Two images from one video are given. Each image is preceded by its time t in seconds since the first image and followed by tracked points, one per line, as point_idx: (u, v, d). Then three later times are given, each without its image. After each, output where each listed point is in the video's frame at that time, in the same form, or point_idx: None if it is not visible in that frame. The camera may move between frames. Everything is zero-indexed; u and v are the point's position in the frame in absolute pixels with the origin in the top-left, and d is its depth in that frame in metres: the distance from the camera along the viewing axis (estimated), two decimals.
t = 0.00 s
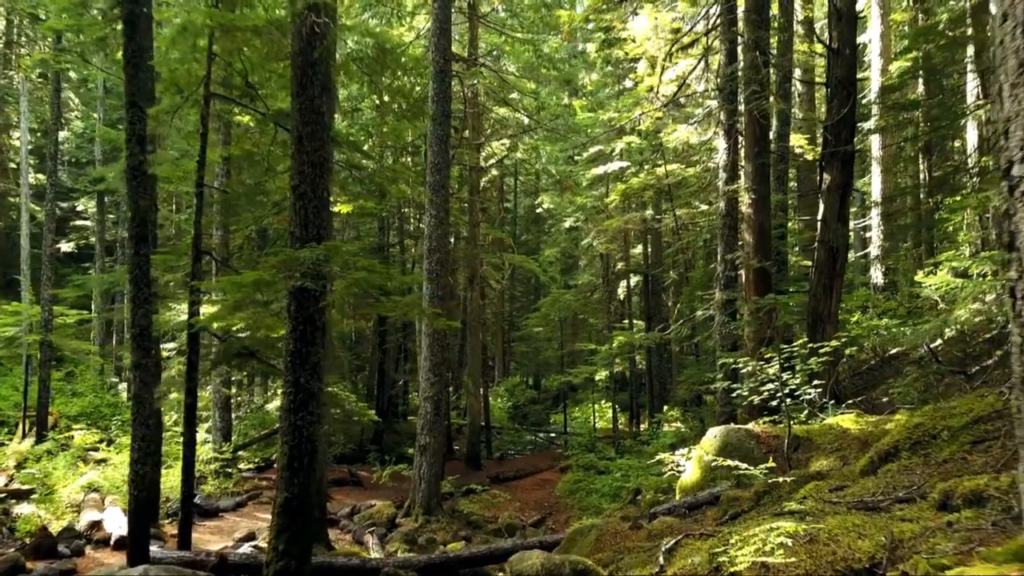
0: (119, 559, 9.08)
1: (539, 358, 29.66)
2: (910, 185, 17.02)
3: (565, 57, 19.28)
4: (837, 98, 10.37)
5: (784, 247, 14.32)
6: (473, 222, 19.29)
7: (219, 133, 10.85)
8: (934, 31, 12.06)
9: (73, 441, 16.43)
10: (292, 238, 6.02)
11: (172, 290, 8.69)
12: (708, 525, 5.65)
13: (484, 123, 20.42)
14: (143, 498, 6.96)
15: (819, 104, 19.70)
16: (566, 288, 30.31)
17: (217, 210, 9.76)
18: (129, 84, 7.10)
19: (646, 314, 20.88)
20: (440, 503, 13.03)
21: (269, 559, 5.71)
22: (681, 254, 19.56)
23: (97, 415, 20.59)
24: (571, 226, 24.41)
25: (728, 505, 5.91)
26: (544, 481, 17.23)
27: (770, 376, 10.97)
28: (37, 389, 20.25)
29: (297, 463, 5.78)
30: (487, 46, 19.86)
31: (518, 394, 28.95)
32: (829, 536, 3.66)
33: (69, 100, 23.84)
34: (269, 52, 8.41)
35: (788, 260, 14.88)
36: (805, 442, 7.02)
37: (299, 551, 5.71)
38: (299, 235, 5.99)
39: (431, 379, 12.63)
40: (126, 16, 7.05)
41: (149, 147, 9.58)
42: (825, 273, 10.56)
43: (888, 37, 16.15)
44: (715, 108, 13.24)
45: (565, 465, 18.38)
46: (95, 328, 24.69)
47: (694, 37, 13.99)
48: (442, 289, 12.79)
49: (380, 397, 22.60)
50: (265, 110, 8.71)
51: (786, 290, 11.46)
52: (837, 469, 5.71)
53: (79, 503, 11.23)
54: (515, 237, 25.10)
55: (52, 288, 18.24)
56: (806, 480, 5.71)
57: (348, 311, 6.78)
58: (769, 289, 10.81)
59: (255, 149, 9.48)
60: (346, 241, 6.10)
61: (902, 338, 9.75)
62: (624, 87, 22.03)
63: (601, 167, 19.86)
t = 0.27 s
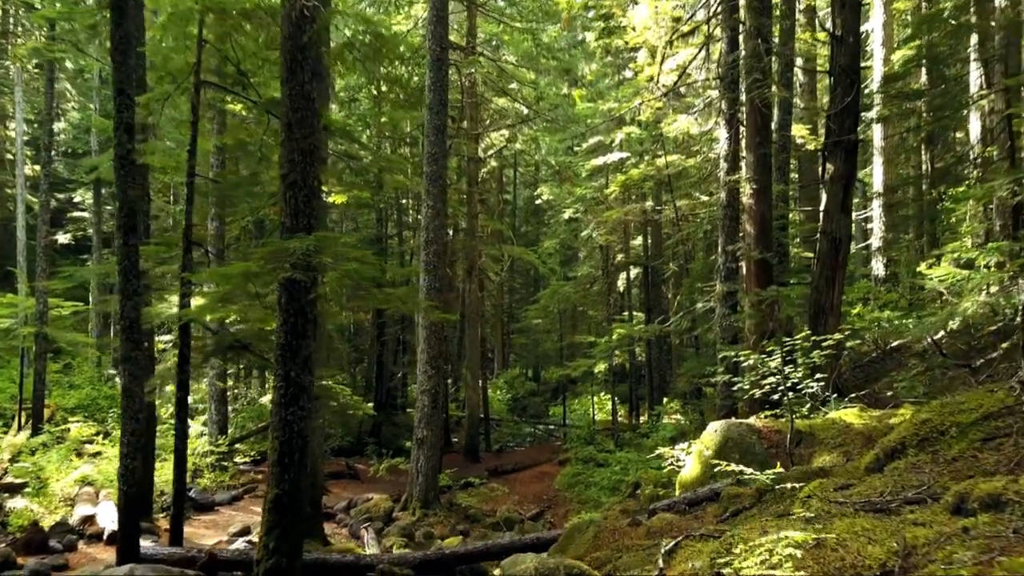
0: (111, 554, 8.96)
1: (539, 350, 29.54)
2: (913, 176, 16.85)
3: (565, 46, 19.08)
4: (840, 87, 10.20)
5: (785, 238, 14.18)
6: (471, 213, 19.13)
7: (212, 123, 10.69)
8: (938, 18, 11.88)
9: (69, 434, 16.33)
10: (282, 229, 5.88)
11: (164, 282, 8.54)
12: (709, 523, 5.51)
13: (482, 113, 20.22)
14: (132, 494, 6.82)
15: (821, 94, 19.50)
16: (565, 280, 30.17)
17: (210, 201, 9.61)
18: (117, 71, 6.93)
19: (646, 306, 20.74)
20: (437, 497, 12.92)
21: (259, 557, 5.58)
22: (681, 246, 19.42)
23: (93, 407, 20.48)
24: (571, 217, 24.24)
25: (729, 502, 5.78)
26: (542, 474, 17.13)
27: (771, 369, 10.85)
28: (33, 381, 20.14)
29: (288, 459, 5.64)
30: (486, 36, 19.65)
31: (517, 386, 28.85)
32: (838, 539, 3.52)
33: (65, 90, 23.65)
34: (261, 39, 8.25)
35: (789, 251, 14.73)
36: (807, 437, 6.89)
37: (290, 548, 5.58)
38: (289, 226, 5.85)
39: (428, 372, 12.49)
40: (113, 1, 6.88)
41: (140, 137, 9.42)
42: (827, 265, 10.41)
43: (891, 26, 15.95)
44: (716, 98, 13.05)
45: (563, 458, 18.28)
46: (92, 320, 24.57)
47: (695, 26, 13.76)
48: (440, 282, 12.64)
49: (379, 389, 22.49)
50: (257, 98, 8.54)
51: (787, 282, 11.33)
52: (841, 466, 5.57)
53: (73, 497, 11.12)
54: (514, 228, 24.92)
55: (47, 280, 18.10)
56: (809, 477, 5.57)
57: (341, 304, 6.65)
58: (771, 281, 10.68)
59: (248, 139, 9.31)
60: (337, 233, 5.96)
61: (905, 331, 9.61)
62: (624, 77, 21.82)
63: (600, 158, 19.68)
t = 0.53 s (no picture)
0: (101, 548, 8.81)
1: (538, 340, 29.37)
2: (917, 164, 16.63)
3: (564, 32, 18.81)
4: (843, 72, 9.99)
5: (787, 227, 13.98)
6: (469, 201, 18.92)
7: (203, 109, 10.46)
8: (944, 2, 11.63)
9: (63, 425, 16.17)
10: (269, 216, 5.69)
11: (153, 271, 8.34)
12: (710, 520, 5.36)
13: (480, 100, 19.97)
14: (119, 489, 6.65)
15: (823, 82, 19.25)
16: (565, 269, 29.96)
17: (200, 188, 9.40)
18: (99, 54, 6.71)
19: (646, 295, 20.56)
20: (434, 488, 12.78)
21: (246, 555, 5.42)
22: (681, 234, 19.21)
23: (89, 397, 20.33)
24: (570, 206, 24.01)
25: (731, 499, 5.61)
26: (540, 465, 16.99)
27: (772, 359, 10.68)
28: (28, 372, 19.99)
29: (276, 454, 5.48)
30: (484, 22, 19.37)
31: (517, 376, 28.71)
32: (849, 545, 3.34)
33: (58, 77, 23.37)
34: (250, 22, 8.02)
35: (791, 240, 14.53)
36: (810, 430, 6.73)
37: (278, 545, 5.42)
38: (276, 213, 5.65)
39: (424, 362, 12.32)
40: None
41: (129, 123, 9.21)
42: (830, 253, 10.22)
43: (896, 11, 15.69)
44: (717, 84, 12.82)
45: (562, 449, 18.13)
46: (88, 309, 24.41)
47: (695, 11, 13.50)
48: (436, 271, 12.45)
49: (377, 379, 22.34)
50: (247, 82, 8.31)
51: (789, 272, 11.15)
52: (847, 461, 5.41)
53: (65, 490, 10.97)
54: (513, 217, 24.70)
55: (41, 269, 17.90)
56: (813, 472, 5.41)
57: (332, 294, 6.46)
58: (772, 271, 10.49)
59: (238, 125, 9.09)
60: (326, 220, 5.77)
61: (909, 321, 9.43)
62: (624, 64, 21.54)
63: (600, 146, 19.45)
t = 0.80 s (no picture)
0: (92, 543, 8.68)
1: (537, 331, 29.24)
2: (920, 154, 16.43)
3: (563, 20, 18.57)
4: (847, 59, 9.79)
5: (788, 217, 13.78)
6: (467, 192, 18.74)
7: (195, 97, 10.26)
8: None
9: (57, 417, 16.02)
10: (258, 205, 5.52)
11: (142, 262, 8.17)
12: (710, 519, 5.21)
13: (479, 89, 19.75)
14: (106, 484, 6.50)
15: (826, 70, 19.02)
16: (564, 260, 29.78)
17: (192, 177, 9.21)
18: (84, 37, 6.50)
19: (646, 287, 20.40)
20: (431, 481, 12.65)
21: (234, 553, 5.28)
22: (681, 225, 19.03)
23: (84, 389, 20.17)
24: (570, 196, 23.82)
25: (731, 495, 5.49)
26: (539, 457, 16.87)
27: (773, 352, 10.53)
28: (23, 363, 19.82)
29: (265, 450, 5.33)
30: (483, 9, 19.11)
31: (516, 367, 28.59)
32: (855, 546, 3.17)
33: (53, 66, 23.09)
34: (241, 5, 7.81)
35: (792, 231, 14.35)
36: (813, 424, 6.58)
37: (267, 544, 5.29)
38: (264, 202, 5.49)
39: (421, 355, 12.17)
40: None
41: (118, 111, 9.02)
42: (833, 244, 10.05)
43: None
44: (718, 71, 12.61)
45: (561, 441, 18.01)
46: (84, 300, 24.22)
47: None
48: (433, 261, 12.29)
49: (375, 371, 22.20)
50: (238, 68, 8.11)
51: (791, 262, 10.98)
52: (851, 458, 5.26)
53: (57, 483, 10.83)
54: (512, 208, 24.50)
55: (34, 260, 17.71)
56: (817, 469, 5.26)
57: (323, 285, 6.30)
58: (774, 261, 10.33)
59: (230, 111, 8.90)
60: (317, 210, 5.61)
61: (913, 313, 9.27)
62: (624, 53, 21.30)
63: (600, 136, 19.23)
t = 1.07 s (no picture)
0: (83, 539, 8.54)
1: (536, 322, 29.10)
2: (923, 143, 16.24)
3: (562, 8, 18.32)
4: (851, 45, 9.60)
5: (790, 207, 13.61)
6: (466, 182, 18.55)
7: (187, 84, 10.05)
8: None
9: (52, 409, 15.87)
10: (245, 194, 5.35)
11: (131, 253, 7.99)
12: (711, 516, 5.08)
13: (477, 78, 19.52)
14: (93, 480, 6.34)
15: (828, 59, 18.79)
16: (563, 250, 29.60)
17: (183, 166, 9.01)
18: (67, 21, 6.28)
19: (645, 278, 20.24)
20: (428, 474, 12.53)
21: (221, 552, 5.13)
22: (682, 215, 18.85)
23: (79, 381, 20.01)
24: (569, 187, 23.61)
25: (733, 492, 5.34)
26: (538, 449, 16.75)
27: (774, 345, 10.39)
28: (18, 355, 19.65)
29: (253, 446, 5.18)
30: None
31: (515, 358, 28.46)
32: (864, 551, 3.01)
33: (46, 54, 22.82)
34: None
35: (793, 221, 14.17)
36: (816, 419, 6.44)
37: (255, 543, 5.14)
38: (251, 191, 5.32)
39: (418, 347, 12.02)
40: None
41: (107, 98, 8.80)
42: (835, 234, 9.88)
43: None
44: (720, 58, 12.40)
45: (560, 433, 17.89)
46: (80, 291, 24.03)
47: None
48: (429, 252, 12.11)
49: (373, 362, 22.05)
50: (228, 54, 7.91)
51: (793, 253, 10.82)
52: (856, 455, 5.11)
53: (49, 477, 10.69)
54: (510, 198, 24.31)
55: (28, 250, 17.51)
56: (822, 465, 5.11)
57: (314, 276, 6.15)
58: (775, 252, 10.17)
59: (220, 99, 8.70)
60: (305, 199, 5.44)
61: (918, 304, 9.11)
62: (624, 41, 21.05)
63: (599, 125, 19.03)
